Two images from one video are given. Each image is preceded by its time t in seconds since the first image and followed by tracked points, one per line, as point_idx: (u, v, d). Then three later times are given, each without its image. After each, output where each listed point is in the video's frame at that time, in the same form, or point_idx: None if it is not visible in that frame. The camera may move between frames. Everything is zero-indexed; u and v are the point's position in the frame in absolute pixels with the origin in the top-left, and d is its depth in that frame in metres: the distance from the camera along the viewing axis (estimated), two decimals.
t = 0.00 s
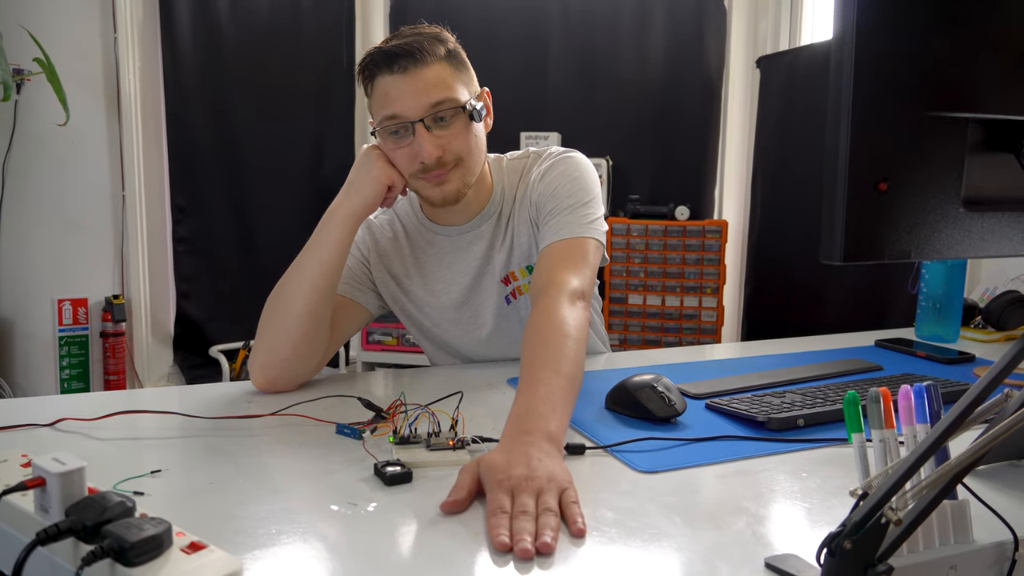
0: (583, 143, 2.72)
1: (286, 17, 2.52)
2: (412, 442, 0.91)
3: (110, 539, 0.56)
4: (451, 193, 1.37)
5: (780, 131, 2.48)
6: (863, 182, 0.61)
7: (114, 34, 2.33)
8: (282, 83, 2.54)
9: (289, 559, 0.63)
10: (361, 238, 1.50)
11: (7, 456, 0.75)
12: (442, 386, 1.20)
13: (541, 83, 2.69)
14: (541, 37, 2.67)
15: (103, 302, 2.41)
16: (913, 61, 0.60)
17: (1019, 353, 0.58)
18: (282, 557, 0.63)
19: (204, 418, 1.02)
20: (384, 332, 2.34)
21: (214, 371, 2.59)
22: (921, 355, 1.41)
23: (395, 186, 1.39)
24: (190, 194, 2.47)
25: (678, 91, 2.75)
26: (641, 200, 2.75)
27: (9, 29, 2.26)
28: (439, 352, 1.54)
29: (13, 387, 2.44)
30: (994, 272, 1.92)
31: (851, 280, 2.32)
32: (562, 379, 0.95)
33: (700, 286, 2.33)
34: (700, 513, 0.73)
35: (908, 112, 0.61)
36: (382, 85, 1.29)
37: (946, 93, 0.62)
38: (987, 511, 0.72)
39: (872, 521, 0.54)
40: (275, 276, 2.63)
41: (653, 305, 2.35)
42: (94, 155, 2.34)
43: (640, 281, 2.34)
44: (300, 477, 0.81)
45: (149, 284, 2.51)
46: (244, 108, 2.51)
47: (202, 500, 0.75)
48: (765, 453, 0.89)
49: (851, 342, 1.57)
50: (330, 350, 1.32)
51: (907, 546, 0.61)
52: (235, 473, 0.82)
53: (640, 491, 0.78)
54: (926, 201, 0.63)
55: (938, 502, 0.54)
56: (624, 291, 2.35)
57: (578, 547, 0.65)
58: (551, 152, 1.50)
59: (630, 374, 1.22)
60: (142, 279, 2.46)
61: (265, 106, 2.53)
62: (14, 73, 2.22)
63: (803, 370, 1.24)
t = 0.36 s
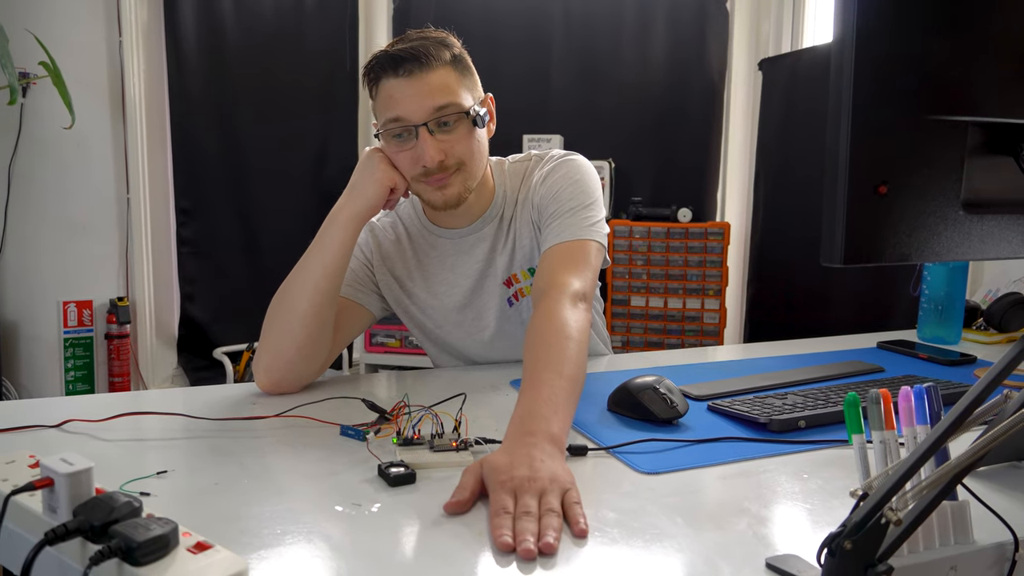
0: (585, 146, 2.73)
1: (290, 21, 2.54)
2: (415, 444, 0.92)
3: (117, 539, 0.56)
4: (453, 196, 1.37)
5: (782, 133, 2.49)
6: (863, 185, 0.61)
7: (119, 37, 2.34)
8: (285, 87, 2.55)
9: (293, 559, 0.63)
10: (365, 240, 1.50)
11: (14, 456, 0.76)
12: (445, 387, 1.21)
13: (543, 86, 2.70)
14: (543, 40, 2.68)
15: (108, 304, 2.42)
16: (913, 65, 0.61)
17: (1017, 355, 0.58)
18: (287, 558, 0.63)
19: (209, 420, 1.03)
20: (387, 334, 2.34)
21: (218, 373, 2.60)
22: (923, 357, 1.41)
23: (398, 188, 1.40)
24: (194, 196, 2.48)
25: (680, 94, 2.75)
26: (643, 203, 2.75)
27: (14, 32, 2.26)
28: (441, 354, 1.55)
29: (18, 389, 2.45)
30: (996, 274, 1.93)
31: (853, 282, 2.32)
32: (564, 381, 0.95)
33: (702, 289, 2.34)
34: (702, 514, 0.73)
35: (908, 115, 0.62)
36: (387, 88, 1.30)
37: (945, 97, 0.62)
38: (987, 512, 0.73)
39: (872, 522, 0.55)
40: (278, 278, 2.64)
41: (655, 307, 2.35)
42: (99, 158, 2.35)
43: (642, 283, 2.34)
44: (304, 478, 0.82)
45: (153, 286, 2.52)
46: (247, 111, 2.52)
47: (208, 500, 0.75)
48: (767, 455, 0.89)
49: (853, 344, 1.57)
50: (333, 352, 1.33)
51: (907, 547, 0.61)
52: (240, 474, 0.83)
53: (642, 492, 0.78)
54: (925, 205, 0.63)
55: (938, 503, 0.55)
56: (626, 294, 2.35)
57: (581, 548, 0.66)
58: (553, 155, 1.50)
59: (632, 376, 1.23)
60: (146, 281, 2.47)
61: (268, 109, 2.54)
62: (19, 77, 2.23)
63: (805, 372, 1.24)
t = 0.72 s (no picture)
0: (586, 148, 2.74)
1: (292, 24, 2.55)
2: (416, 444, 0.93)
3: (122, 538, 0.57)
4: (453, 198, 1.38)
5: (782, 136, 2.49)
6: (858, 187, 0.62)
7: (122, 41, 2.36)
8: (287, 90, 2.56)
9: (296, 559, 0.64)
10: (366, 243, 1.51)
11: (20, 457, 0.76)
12: (446, 389, 1.21)
13: (544, 90, 2.71)
14: (544, 44, 2.69)
15: (111, 306, 2.43)
16: (907, 70, 0.62)
17: (1010, 355, 0.59)
18: (289, 557, 0.64)
19: (212, 421, 1.04)
20: (388, 336, 2.35)
21: (220, 374, 2.61)
22: (922, 359, 1.42)
23: (398, 190, 1.41)
24: (196, 199, 2.49)
25: (681, 97, 2.76)
26: (644, 206, 2.76)
27: (19, 37, 2.29)
28: (442, 356, 1.56)
29: (22, 391, 2.46)
30: (995, 276, 1.93)
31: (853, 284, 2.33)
32: (563, 382, 0.96)
33: (703, 291, 2.34)
34: (700, 514, 0.74)
35: (902, 118, 0.62)
36: (388, 90, 1.30)
37: (940, 101, 0.63)
38: (983, 512, 0.73)
39: (867, 521, 0.55)
40: (280, 281, 2.65)
41: (656, 309, 2.36)
42: (102, 160, 2.36)
43: (643, 285, 2.35)
44: (306, 478, 0.82)
45: (156, 288, 2.53)
46: (250, 114, 2.53)
47: (211, 500, 0.76)
48: (765, 455, 0.90)
49: (852, 346, 1.58)
50: (334, 354, 1.33)
51: (903, 546, 0.62)
52: (243, 474, 0.83)
53: (641, 492, 0.79)
54: (921, 207, 0.64)
55: (933, 502, 0.55)
56: (627, 296, 2.36)
57: (580, 547, 0.66)
58: (553, 158, 1.51)
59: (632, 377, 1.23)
60: (149, 283, 2.48)
61: (270, 112, 2.55)
62: (24, 80, 2.25)
63: (804, 373, 1.25)
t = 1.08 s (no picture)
0: (587, 151, 2.75)
1: (294, 26, 2.56)
2: (417, 444, 0.93)
3: (126, 535, 0.58)
4: (453, 200, 1.39)
5: (781, 139, 2.50)
6: (853, 190, 0.63)
7: (125, 43, 2.37)
8: (289, 92, 2.57)
9: (297, 556, 0.65)
10: (367, 244, 1.52)
11: (25, 455, 0.77)
12: (446, 389, 1.22)
13: (545, 92, 2.72)
14: (545, 46, 2.70)
15: (113, 307, 2.44)
16: (901, 73, 0.62)
17: (1004, 356, 0.60)
18: (291, 555, 0.65)
19: (214, 420, 1.04)
20: (389, 338, 2.36)
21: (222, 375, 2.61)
22: (920, 360, 1.43)
23: (399, 192, 1.41)
24: (198, 200, 2.51)
25: (682, 100, 2.77)
26: (644, 208, 2.76)
27: (23, 39, 2.31)
28: (443, 357, 1.57)
29: (24, 391, 2.47)
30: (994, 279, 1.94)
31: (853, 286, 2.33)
32: (562, 383, 0.96)
33: (703, 293, 2.35)
34: (698, 513, 0.74)
35: (897, 121, 0.63)
36: (389, 92, 1.31)
37: (934, 104, 0.64)
38: (978, 512, 0.74)
39: (862, 519, 0.56)
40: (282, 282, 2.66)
41: (656, 310, 2.37)
42: (105, 162, 2.37)
43: (643, 287, 2.36)
44: (308, 477, 0.83)
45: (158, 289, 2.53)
46: (252, 117, 2.54)
47: (214, 498, 0.77)
48: (763, 455, 0.91)
49: (851, 348, 1.58)
50: (336, 355, 1.34)
51: (897, 544, 0.63)
52: (245, 473, 0.84)
53: (639, 492, 0.80)
54: (916, 209, 0.65)
55: (928, 500, 0.56)
56: (627, 297, 2.37)
57: (579, 545, 0.67)
58: (553, 160, 1.52)
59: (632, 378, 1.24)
60: (151, 284, 2.49)
61: (272, 114, 2.56)
62: (27, 83, 2.27)
63: (803, 375, 1.25)
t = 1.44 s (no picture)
0: (589, 153, 2.76)
1: (298, 29, 2.57)
2: (421, 443, 0.94)
3: (134, 532, 0.59)
4: (458, 203, 1.40)
5: (784, 140, 2.51)
6: (853, 192, 0.63)
7: (131, 46, 2.38)
8: (293, 93, 2.59)
9: (302, 555, 0.65)
10: (372, 246, 1.53)
11: (34, 454, 0.78)
12: (450, 389, 1.23)
13: (548, 94, 2.73)
14: (548, 49, 2.71)
15: (119, 308, 2.46)
16: (901, 76, 0.63)
17: (1002, 357, 0.60)
18: (296, 553, 0.66)
19: (220, 420, 1.05)
20: (393, 338, 2.37)
21: (227, 376, 2.63)
22: (922, 361, 1.43)
23: (405, 195, 1.43)
24: (203, 202, 2.52)
25: (685, 101, 2.77)
26: (647, 208, 2.77)
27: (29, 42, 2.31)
28: (448, 358, 1.58)
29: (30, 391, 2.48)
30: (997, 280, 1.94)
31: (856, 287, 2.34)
32: (566, 383, 0.97)
33: (705, 293, 2.35)
34: (699, 512, 0.75)
35: (897, 125, 0.64)
36: (394, 96, 1.32)
37: (934, 107, 0.65)
38: (977, 511, 0.74)
39: (860, 518, 0.57)
40: (286, 283, 2.67)
41: (659, 311, 2.37)
42: (111, 163, 2.39)
43: (646, 287, 2.37)
44: (313, 476, 0.84)
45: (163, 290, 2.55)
46: (257, 119, 2.56)
47: (220, 497, 0.78)
48: (764, 455, 0.91)
49: (853, 348, 1.59)
50: (340, 356, 1.35)
51: (896, 544, 0.63)
52: (251, 472, 0.85)
53: (641, 491, 0.80)
54: (916, 212, 0.66)
55: (926, 499, 0.57)
56: (630, 298, 2.38)
57: (581, 544, 0.68)
58: (557, 162, 1.53)
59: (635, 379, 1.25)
60: (156, 285, 2.50)
61: (276, 115, 2.58)
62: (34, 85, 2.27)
63: (804, 375, 1.26)
